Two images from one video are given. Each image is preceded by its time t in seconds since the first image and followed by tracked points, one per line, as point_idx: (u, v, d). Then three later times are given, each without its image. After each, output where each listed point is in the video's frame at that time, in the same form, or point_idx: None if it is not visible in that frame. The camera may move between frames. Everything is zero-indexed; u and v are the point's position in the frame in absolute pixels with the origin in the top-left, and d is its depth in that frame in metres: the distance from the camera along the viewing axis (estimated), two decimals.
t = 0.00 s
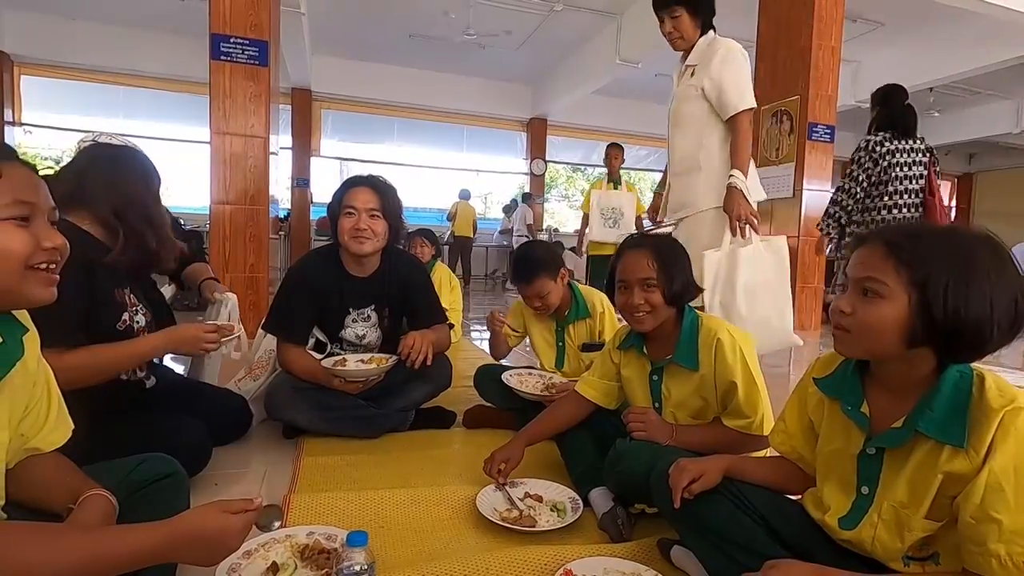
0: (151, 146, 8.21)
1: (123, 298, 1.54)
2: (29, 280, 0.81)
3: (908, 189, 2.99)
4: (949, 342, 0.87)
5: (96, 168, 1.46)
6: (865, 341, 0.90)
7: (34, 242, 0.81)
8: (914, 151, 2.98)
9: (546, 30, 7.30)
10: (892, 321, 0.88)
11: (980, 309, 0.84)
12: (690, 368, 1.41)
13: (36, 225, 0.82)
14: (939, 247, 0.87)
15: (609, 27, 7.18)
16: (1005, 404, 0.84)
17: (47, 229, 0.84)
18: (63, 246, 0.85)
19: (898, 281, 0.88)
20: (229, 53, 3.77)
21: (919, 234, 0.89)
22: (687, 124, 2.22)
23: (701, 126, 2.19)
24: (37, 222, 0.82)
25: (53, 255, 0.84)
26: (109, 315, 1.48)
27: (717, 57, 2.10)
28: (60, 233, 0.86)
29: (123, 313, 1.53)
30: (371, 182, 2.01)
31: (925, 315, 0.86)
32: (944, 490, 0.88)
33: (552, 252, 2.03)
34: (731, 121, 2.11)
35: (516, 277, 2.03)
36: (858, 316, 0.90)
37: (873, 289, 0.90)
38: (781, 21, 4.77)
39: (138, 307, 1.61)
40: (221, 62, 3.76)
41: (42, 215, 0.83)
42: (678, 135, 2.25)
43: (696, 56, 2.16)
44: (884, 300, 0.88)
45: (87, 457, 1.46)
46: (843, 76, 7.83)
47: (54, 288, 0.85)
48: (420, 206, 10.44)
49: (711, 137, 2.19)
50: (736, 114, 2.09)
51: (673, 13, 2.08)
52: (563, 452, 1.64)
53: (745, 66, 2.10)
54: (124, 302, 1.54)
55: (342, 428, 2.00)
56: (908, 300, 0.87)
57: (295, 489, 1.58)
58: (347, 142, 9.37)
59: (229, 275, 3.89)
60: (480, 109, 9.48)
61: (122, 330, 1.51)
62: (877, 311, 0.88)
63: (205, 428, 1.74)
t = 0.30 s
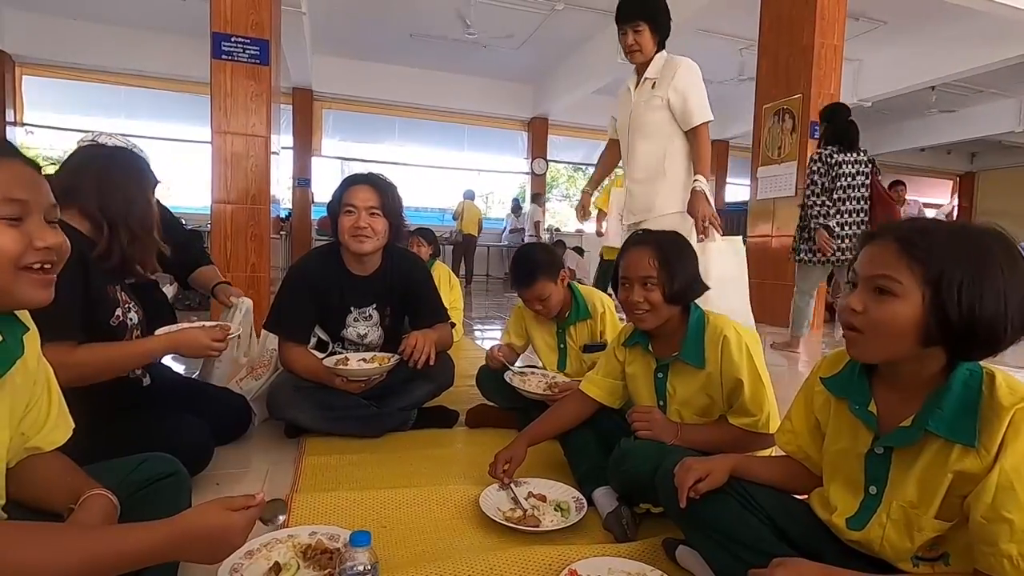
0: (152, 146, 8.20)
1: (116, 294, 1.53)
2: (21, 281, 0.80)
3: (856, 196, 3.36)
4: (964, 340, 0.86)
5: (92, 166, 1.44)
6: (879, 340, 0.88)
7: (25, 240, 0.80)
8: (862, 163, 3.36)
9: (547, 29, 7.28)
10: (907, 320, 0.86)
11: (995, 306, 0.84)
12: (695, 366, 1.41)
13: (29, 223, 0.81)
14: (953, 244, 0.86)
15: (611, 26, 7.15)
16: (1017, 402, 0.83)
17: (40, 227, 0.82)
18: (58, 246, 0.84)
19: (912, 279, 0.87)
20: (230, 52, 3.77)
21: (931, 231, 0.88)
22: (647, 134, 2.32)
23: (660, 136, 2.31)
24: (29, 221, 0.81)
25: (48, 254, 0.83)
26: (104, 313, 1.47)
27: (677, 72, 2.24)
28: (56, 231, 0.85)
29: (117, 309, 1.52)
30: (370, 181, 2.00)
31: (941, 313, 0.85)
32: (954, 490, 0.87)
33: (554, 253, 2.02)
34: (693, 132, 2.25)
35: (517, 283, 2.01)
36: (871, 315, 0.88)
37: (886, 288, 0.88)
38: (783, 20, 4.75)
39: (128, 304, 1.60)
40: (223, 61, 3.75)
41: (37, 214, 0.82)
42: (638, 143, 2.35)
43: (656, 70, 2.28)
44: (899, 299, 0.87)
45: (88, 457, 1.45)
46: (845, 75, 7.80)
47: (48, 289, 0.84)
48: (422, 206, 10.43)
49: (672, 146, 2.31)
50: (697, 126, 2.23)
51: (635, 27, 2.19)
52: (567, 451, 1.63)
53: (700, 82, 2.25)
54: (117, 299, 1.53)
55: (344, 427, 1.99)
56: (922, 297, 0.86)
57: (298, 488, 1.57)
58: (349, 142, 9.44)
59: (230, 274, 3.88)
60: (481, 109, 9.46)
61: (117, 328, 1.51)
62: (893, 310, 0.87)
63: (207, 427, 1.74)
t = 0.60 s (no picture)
0: (155, 146, 8.21)
1: (118, 293, 1.52)
2: None
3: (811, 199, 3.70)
4: (975, 341, 0.86)
5: (85, 168, 1.45)
6: (897, 343, 0.87)
7: None
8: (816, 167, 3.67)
9: (549, 29, 7.28)
10: (924, 321, 0.85)
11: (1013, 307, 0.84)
12: (703, 359, 1.40)
13: None
14: (967, 244, 0.86)
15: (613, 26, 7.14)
16: None
17: None
18: (18, 246, 0.75)
19: (929, 279, 0.85)
20: (232, 52, 3.77)
21: (946, 229, 0.88)
22: (616, 138, 2.40)
23: (628, 141, 2.40)
24: None
25: (9, 256, 0.75)
26: (106, 311, 1.47)
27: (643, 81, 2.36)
28: (16, 229, 0.76)
29: (118, 306, 1.50)
30: (373, 179, 2.00)
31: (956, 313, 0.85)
32: (963, 491, 0.87)
33: (551, 261, 2.02)
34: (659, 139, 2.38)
35: (513, 292, 2.01)
36: (889, 317, 0.87)
37: (903, 289, 0.87)
38: (786, 19, 4.74)
39: (131, 304, 1.59)
40: (225, 61, 3.75)
41: None
42: (606, 147, 2.41)
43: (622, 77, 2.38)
44: (916, 300, 0.86)
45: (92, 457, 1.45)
46: (848, 74, 7.78)
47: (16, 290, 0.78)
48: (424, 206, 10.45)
49: (639, 152, 2.41)
50: (666, 133, 2.36)
51: (604, 31, 2.25)
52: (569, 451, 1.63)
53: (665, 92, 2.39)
54: (119, 297, 1.52)
55: (347, 427, 1.99)
56: (938, 299, 0.85)
57: (301, 489, 1.57)
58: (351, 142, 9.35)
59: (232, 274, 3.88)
60: (483, 109, 9.46)
61: (116, 326, 1.50)
62: (909, 311, 0.86)
63: (210, 427, 1.73)
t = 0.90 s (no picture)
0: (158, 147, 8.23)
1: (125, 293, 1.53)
2: None
3: (778, 205, 3.84)
4: (983, 342, 0.86)
5: (84, 172, 1.44)
6: (906, 344, 0.87)
7: None
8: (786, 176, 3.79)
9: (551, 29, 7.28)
10: (934, 322, 0.85)
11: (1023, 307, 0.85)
12: (714, 353, 1.41)
13: None
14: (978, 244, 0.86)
15: (615, 26, 7.14)
16: None
17: None
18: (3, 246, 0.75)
19: (939, 280, 0.85)
20: (236, 53, 3.77)
21: (953, 229, 0.87)
22: (590, 145, 2.47)
23: (600, 148, 2.49)
24: None
25: None
26: (112, 310, 1.47)
27: (613, 89, 2.46)
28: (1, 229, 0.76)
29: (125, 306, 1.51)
30: (378, 180, 2.00)
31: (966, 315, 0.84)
32: (970, 492, 0.87)
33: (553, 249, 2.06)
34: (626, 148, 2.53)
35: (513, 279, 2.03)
36: (898, 318, 0.87)
37: (912, 290, 0.86)
38: (790, 18, 4.73)
39: (138, 305, 1.60)
40: (228, 61, 3.76)
41: None
42: (579, 153, 2.47)
43: (593, 85, 2.44)
44: (926, 302, 0.85)
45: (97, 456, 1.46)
46: (852, 73, 7.75)
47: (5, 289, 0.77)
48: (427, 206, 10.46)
49: (608, 159, 2.53)
50: (635, 141, 2.51)
51: (576, 37, 2.31)
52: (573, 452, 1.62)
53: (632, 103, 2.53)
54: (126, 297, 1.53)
55: (350, 427, 1.99)
56: (947, 300, 0.85)
57: (304, 489, 1.57)
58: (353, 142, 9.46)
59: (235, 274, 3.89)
60: (485, 109, 9.45)
61: (121, 326, 1.50)
62: (919, 312, 0.85)
63: (213, 426, 1.74)
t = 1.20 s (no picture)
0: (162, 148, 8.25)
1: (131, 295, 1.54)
2: None
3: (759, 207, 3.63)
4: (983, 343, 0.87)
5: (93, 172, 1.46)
6: (908, 347, 0.88)
7: None
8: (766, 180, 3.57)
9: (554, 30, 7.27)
10: (936, 324, 0.86)
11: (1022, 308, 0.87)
12: (734, 352, 1.42)
13: None
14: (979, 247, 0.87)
15: (618, 27, 7.14)
16: None
17: None
18: (14, 245, 0.76)
19: (944, 283, 0.86)
20: (240, 55, 3.79)
21: (957, 233, 0.89)
22: (552, 151, 2.63)
23: (561, 154, 2.66)
24: None
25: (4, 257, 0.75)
26: (119, 312, 1.48)
27: (570, 100, 2.67)
28: (12, 230, 0.76)
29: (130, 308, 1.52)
30: (379, 180, 2.01)
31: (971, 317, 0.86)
32: (975, 494, 0.87)
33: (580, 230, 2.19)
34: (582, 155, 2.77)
35: (545, 233, 2.19)
36: (901, 321, 0.88)
37: (917, 294, 0.87)
38: (793, 19, 4.73)
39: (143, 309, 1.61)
40: (233, 63, 3.77)
41: None
42: (540, 159, 2.62)
43: (552, 96, 2.62)
44: (930, 305, 0.87)
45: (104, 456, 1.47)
46: (855, 73, 7.74)
47: (11, 287, 0.78)
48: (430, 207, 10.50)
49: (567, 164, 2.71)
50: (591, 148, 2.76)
51: (536, 45, 2.48)
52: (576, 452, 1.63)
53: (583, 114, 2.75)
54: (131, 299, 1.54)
55: (353, 427, 1.99)
56: (949, 301, 0.86)
57: (310, 489, 1.57)
58: (355, 143, 9.48)
59: (238, 275, 3.89)
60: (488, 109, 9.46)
61: (128, 327, 1.50)
62: (923, 314, 0.86)
63: (218, 426, 1.75)
